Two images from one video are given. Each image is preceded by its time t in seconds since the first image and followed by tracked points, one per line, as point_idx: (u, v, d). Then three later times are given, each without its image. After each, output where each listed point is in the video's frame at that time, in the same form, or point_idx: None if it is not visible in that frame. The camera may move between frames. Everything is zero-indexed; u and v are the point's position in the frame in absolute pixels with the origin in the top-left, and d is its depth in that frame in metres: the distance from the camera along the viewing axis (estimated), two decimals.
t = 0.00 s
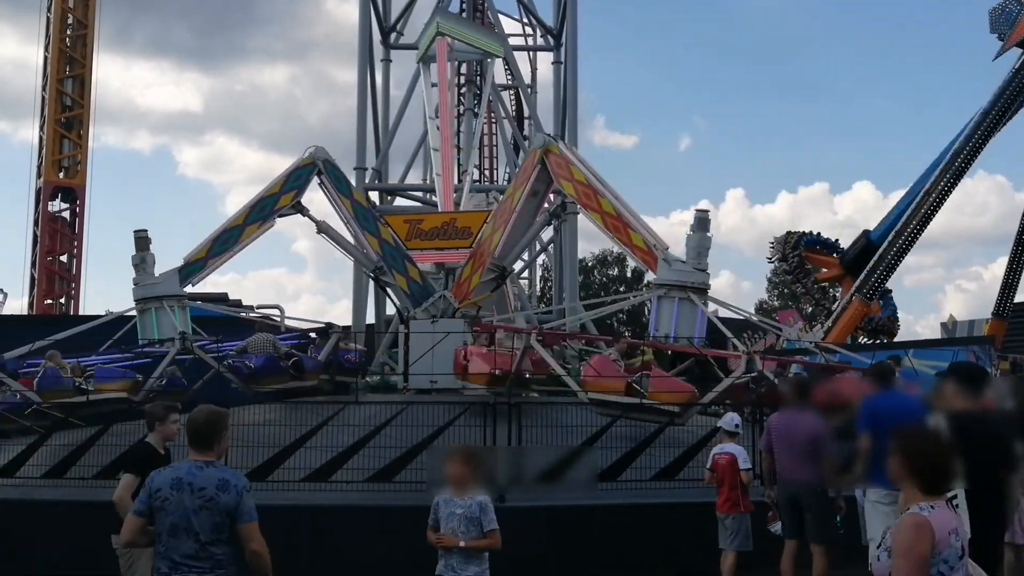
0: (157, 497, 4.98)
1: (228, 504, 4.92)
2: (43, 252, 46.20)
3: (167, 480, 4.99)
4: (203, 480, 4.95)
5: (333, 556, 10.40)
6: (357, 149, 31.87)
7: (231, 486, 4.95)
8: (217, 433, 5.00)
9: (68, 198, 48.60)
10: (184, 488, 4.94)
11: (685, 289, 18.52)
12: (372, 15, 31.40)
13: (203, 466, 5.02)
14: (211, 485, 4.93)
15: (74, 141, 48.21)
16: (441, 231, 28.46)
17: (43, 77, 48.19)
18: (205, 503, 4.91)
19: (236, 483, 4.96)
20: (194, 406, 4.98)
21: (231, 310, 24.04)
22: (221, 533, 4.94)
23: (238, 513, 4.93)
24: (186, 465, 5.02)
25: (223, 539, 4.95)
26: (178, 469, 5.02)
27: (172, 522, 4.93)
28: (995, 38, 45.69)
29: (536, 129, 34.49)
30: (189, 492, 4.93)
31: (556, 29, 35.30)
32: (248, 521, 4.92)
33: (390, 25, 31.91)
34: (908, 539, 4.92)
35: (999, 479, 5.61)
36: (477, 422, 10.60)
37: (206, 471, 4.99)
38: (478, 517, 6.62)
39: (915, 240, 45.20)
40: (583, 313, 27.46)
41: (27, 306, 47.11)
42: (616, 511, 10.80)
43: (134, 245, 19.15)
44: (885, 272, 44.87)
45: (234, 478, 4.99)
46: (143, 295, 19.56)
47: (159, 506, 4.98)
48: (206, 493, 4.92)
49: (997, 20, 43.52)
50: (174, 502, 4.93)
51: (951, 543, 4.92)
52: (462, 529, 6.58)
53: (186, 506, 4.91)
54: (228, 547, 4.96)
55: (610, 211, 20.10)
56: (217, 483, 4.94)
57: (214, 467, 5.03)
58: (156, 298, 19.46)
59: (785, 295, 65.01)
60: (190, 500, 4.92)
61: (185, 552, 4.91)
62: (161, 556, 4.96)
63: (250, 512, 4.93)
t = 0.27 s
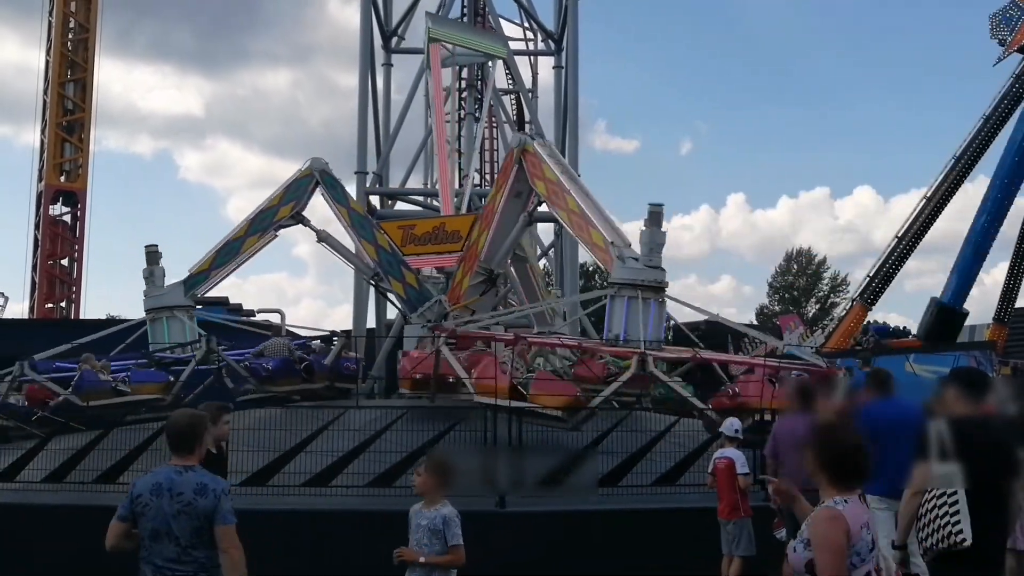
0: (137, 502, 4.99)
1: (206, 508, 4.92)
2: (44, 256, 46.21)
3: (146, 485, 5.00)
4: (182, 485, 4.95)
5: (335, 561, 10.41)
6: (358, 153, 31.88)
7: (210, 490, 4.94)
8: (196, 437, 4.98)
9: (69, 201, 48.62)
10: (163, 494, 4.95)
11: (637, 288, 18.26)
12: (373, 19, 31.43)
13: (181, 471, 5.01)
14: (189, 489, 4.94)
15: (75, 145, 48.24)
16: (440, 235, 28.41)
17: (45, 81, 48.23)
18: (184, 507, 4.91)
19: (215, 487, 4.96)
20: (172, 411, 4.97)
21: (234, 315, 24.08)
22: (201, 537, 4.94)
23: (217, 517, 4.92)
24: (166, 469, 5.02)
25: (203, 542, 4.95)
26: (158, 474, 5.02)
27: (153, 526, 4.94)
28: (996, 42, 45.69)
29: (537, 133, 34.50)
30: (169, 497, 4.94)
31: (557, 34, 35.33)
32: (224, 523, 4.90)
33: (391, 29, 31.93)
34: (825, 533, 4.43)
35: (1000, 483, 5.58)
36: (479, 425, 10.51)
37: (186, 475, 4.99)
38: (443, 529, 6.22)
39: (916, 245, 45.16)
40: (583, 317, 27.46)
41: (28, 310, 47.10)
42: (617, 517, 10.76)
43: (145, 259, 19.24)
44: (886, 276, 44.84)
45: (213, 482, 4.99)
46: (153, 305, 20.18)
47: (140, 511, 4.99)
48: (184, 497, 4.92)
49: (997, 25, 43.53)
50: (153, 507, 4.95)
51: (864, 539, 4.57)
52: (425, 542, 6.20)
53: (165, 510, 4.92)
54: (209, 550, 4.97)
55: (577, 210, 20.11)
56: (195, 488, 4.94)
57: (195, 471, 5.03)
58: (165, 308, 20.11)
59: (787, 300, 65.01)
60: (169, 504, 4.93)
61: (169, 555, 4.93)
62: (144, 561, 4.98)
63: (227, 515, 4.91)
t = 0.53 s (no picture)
0: (127, 500, 5.01)
1: (195, 505, 4.94)
2: (51, 256, 46.31)
3: (137, 484, 5.02)
4: (171, 483, 4.98)
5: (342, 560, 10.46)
6: (364, 152, 31.91)
7: (198, 487, 4.97)
8: (186, 435, 5.00)
9: (75, 201, 48.74)
10: (153, 492, 4.97)
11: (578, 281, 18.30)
12: (378, 18, 31.44)
13: (171, 468, 5.03)
14: (177, 486, 4.96)
15: (81, 145, 48.37)
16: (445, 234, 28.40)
17: (51, 81, 48.33)
18: (174, 505, 4.93)
19: (204, 484, 4.98)
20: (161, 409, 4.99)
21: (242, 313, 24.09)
22: (192, 533, 4.96)
23: (204, 513, 4.94)
24: (154, 467, 5.04)
25: (193, 539, 4.97)
26: (147, 473, 5.04)
27: (144, 524, 4.97)
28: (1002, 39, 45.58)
29: (542, 132, 34.51)
30: (158, 494, 4.96)
31: (562, 32, 35.33)
32: (212, 519, 4.93)
33: (396, 28, 31.95)
34: (740, 544, 4.42)
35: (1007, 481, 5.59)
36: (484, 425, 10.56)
37: (175, 473, 5.01)
38: (407, 527, 6.12)
39: (922, 243, 45.08)
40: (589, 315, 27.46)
41: (34, 309, 47.23)
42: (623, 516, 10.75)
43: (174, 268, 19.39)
44: (892, 275, 44.77)
45: (201, 479, 5.01)
46: (179, 310, 20.75)
47: (131, 510, 5.01)
48: (172, 494, 4.94)
49: (1003, 22, 43.43)
50: (143, 505, 4.97)
51: (780, 547, 4.50)
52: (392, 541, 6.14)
53: (155, 507, 4.95)
54: (198, 548, 4.98)
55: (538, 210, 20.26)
56: (184, 485, 4.96)
57: (184, 469, 5.05)
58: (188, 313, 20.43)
59: (792, 298, 64.93)
60: (159, 501, 4.95)
61: (161, 553, 4.95)
62: (135, 559, 5.00)
63: (216, 510, 4.93)
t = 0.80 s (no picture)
0: (115, 504, 5.07)
1: (184, 507, 4.98)
2: (58, 258, 46.44)
3: (124, 488, 5.08)
4: (160, 486, 5.01)
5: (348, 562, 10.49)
6: (370, 154, 31.95)
7: (187, 489, 5.01)
8: (174, 437, 5.05)
9: (82, 203, 48.87)
10: (141, 495, 5.02)
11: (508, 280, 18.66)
12: (384, 20, 31.47)
13: (159, 472, 5.07)
14: (166, 489, 5.00)
15: (88, 147, 48.50)
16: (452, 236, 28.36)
17: (59, 83, 48.48)
18: (163, 508, 4.97)
19: (193, 486, 5.02)
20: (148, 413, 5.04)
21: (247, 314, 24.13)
22: (183, 536, 5.00)
23: (195, 515, 4.97)
24: (143, 471, 5.08)
25: (183, 541, 5.00)
26: (135, 476, 5.08)
27: (133, 528, 5.01)
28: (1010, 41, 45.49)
29: (548, 133, 34.53)
30: (146, 498, 5.01)
31: (568, 34, 35.36)
32: (203, 522, 4.96)
33: (403, 30, 32.01)
34: (656, 532, 4.44)
35: (1012, 484, 5.56)
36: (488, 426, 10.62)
37: (164, 476, 5.05)
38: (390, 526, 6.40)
39: (929, 245, 44.98)
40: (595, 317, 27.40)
41: (41, 311, 47.35)
42: (629, 520, 10.72)
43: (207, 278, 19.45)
44: (899, 276, 44.70)
45: (190, 482, 5.06)
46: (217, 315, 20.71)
47: (119, 515, 5.07)
48: (161, 497, 4.98)
49: (1010, 24, 43.37)
50: (130, 508, 5.02)
51: (698, 535, 4.52)
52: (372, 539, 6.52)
53: (144, 511, 4.99)
54: (190, 550, 5.01)
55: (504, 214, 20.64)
56: (173, 487, 5.01)
57: (172, 472, 5.09)
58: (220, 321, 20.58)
59: (799, 300, 64.85)
60: (148, 504, 5.00)
61: (151, 556, 4.98)
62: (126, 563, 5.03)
63: (205, 512, 4.97)
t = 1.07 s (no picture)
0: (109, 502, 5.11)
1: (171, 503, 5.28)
2: (64, 252, 46.52)
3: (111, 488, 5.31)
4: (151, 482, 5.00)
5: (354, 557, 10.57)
6: (376, 149, 31.97)
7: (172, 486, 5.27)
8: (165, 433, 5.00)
9: (88, 197, 48.92)
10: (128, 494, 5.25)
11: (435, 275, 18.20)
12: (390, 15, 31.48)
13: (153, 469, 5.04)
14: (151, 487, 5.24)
15: (95, 141, 48.56)
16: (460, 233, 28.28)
17: (65, 78, 48.58)
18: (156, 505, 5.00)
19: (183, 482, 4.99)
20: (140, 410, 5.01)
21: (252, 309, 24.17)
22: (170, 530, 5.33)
23: (184, 510, 5.30)
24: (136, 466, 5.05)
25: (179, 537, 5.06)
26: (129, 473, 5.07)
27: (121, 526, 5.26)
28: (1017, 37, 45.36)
29: (554, 129, 34.53)
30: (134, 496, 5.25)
31: (574, 30, 35.36)
32: (192, 515, 5.28)
33: (409, 25, 32.02)
34: (584, 533, 4.78)
35: (1016, 480, 5.58)
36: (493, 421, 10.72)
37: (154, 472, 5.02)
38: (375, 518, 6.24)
39: (935, 241, 44.90)
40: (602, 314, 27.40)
41: (47, 305, 47.43)
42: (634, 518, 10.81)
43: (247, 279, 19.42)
44: (905, 273, 44.65)
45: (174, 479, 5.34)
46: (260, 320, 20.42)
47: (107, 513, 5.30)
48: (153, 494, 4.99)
49: (1017, 20, 43.27)
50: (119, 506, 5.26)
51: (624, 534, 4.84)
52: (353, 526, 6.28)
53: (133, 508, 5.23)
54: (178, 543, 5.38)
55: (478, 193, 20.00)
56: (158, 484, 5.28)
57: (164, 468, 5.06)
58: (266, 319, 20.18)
59: (804, 296, 64.82)
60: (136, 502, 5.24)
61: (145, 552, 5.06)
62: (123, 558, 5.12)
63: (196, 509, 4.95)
